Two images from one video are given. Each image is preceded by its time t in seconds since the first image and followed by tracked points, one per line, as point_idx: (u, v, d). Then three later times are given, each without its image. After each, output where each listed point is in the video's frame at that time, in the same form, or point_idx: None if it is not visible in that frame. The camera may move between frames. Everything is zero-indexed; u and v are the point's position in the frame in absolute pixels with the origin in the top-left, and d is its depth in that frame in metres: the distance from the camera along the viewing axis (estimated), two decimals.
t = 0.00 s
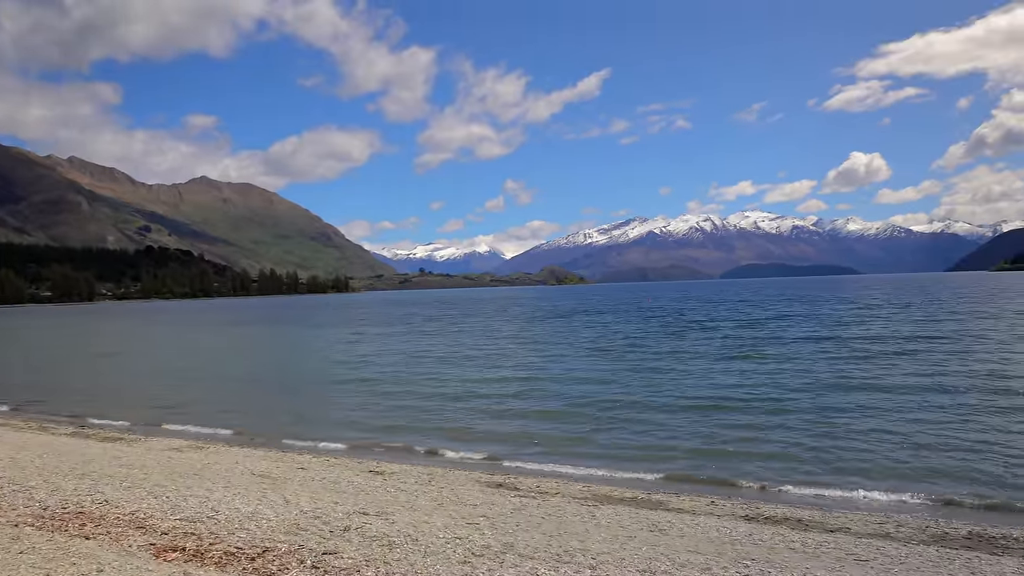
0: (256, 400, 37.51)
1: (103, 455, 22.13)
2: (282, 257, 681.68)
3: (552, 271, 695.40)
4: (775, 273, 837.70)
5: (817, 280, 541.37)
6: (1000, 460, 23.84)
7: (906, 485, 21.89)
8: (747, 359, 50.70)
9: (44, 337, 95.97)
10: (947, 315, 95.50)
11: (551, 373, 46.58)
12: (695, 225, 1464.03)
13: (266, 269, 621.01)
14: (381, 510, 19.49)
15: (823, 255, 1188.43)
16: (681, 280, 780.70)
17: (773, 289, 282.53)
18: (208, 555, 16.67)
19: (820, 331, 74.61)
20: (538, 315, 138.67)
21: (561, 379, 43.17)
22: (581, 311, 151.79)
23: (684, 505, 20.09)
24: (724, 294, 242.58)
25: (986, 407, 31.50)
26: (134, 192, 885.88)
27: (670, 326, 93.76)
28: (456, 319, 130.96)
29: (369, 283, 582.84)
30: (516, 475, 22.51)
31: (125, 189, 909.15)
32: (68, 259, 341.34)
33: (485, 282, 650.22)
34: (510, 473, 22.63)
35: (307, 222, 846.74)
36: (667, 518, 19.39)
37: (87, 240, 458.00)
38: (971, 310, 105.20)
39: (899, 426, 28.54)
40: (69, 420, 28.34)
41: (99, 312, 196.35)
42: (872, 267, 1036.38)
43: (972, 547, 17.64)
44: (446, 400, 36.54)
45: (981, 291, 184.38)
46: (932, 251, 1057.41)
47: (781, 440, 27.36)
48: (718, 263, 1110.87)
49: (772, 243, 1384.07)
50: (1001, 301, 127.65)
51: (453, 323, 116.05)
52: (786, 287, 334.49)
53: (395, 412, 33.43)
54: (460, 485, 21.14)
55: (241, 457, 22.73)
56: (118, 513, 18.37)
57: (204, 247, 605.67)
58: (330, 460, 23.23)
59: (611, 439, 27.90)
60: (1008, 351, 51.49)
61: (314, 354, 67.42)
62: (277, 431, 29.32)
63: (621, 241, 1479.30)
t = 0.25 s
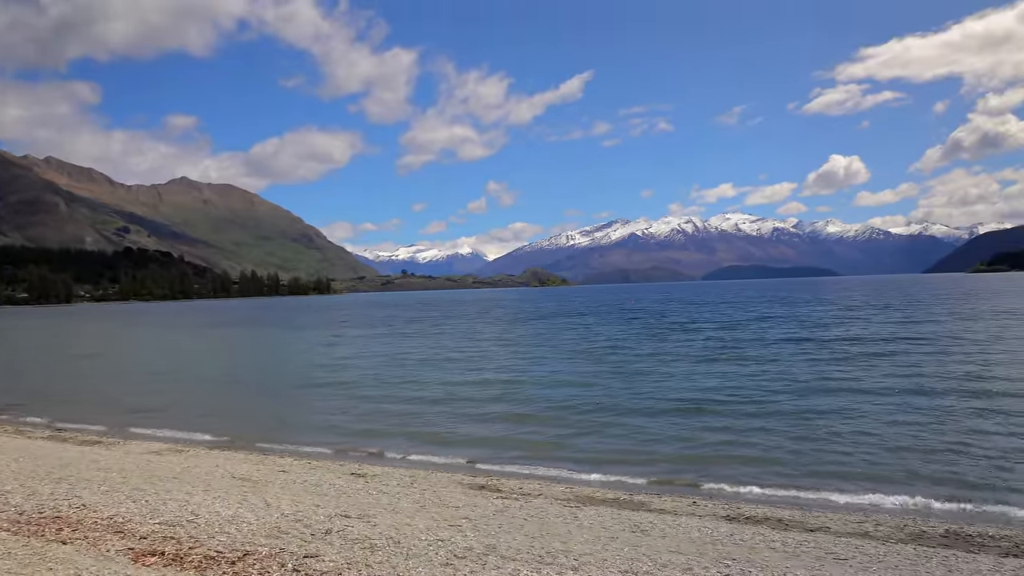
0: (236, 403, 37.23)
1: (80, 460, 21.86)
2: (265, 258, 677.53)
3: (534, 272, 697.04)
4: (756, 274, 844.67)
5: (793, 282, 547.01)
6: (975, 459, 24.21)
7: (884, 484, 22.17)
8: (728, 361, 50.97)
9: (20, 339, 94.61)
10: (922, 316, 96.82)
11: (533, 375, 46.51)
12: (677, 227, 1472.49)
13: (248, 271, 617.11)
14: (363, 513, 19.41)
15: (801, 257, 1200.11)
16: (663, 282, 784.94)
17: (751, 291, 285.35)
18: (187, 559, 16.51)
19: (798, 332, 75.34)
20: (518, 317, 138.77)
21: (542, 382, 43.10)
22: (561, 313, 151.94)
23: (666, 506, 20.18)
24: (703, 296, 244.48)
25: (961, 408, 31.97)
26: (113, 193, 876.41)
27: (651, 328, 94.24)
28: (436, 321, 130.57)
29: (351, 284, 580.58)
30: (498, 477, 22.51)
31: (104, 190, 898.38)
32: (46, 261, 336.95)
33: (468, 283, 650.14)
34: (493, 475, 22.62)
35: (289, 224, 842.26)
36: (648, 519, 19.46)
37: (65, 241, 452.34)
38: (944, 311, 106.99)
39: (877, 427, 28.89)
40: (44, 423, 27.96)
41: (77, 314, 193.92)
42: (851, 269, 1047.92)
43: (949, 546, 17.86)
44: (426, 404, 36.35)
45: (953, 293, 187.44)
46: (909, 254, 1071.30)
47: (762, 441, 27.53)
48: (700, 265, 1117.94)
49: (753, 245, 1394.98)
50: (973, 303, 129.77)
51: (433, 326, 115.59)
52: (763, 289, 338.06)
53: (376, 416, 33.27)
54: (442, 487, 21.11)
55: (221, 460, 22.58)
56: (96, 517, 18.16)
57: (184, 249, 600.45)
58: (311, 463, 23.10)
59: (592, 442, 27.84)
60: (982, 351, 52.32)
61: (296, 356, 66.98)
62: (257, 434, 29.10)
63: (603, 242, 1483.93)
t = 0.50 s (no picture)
0: (219, 405, 36.94)
1: (59, 462, 21.68)
2: (248, 258, 673.01)
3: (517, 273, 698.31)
4: (739, 275, 850.79)
5: (773, 283, 552.23)
6: (953, 459, 24.54)
7: (865, 484, 22.38)
8: (711, 362, 51.19)
9: None
10: (899, 317, 98.01)
11: (516, 377, 46.46)
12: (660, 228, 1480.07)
13: (231, 271, 613.10)
14: (346, 514, 19.34)
15: (782, 258, 1210.05)
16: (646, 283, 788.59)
17: (732, 292, 287.82)
18: (169, 562, 16.39)
19: (779, 333, 76.06)
20: (500, 318, 138.77)
21: (525, 384, 43.09)
22: (544, 314, 152.10)
23: (650, 506, 20.27)
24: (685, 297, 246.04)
25: (939, 408, 32.39)
26: (94, 193, 866.89)
27: (633, 329, 94.57)
28: (419, 322, 130.24)
29: (335, 285, 578.07)
30: (480, 478, 22.49)
31: (84, 190, 887.72)
32: (24, 262, 332.73)
33: (452, 284, 649.88)
34: (476, 476, 22.56)
35: (273, 225, 837.46)
36: (632, 520, 19.55)
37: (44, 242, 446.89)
38: (921, 312, 108.45)
39: (857, 428, 29.17)
40: (23, 426, 27.66)
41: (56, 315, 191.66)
42: (832, 271, 1058.27)
43: (927, 543, 18.08)
44: (409, 406, 36.24)
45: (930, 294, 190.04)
46: (890, 255, 1083.54)
47: (744, 441, 27.66)
48: (683, 266, 1123.72)
49: (737, 246, 1404.43)
50: (949, 304, 131.67)
51: (415, 327, 115.13)
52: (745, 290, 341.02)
53: (359, 418, 33.11)
54: (426, 488, 21.08)
55: (203, 462, 22.42)
56: (75, 521, 17.98)
57: (166, 249, 595.32)
58: (294, 464, 23.00)
59: (575, 444, 27.83)
60: (960, 352, 53.06)
61: (280, 357, 66.61)
62: (237, 436, 28.88)
63: (588, 243, 1487.94)
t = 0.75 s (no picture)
0: (202, 405, 36.72)
1: (38, 463, 21.46)
2: (232, 257, 668.42)
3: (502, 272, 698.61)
4: (723, 275, 856.47)
5: (755, 283, 556.19)
6: (933, 458, 24.84)
7: (846, 483, 22.58)
8: (695, 363, 51.40)
9: None
10: (878, 318, 99.10)
11: (500, 378, 46.39)
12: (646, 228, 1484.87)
13: (215, 270, 608.66)
14: (329, 514, 19.29)
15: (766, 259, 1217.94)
16: (631, 283, 791.50)
17: (715, 292, 290.01)
18: (149, 563, 16.26)
19: (761, 334, 76.63)
20: (484, 318, 138.58)
21: (509, 385, 43.03)
22: (528, 314, 152.16)
23: (633, 505, 20.34)
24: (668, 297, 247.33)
25: (919, 409, 32.76)
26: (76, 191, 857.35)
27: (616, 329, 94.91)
28: (402, 322, 129.74)
29: (320, 284, 575.61)
30: (464, 478, 22.48)
31: (65, 187, 877.39)
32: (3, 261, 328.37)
33: (437, 283, 649.65)
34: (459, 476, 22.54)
35: (257, 224, 832.34)
36: (616, 519, 19.60)
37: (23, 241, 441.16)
38: (900, 313, 109.74)
39: (838, 428, 29.41)
40: None
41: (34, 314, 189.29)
42: (815, 271, 1067.62)
43: (906, 541, 18.27)
44: (393, 407, 36.08)
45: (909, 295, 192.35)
46: (872, 256, 1094.50)
47: (727, 441, 27.79)
48: (667, 267, 1129.50)
49: (721, 247, 1413.07)
50: (927, 305, 133.36)
51: (399, 326, 114.76)
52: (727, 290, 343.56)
53: (342, 418, 32.97)
54: (409, 487, 21.08)
55: (185, 462, 22.28)
56: (54, 522, 17.79)
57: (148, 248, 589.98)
58: (277, 464, 22.92)
59: (559, 445, 27.84)
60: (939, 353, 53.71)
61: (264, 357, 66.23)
62: (219, 437, 28.72)
63: (574, 243, 1489.55)
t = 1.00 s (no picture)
0: (183, 405, 36.38)
1: (15, 462, 21.19)
2: (214, 255, 662.90)
3: (486, 271, 697.83)
4: (707, 275, 860.35)
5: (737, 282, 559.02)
6: (915, 459, 25.00)
7: (828, 483, 22.69)
8: (679, 363, 51.43)
9: None
10: (859, 317, 99.83)
11: (484, 378, 46.11)
12: (631, 228, 1488.89)
13: (197, 267, 603.37)
14: (312, 513, 19.20)
15: (748, 258, 1224.93)
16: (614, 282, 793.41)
17: (698, 292, 291.67)
18: (129, 563, 16.12)
19: (743, 333, 76.94)
20: (466, 316, 138.26)
21: (491, 385, 42.88)
22: (510, 313, 151.78)
23: (615, 504, 20.40)
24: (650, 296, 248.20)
25: (903, 410, 32.87)
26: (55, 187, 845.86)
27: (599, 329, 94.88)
28: (383, 321, 129.00)
29: (303, 282, 572.32)
30: (447, 477, 22.44)
31: (44, 183, 865.43)
32: None
33: (421, 281, 648.22)
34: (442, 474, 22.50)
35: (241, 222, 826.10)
36: (598, 517, 19.65)
37: None
38: (880, 313, 110.69)
39: (823, 429, 29.46)
40: None
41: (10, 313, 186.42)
42: (798, 271, 1074.72)
43: (885, 539, 18.46)
44: (375, 406, 35.84)
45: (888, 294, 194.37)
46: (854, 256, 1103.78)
47: (710, 441, 27.83)
48: (652, 266, 1132.03)
49: (706, 246, 1418.95)
50: (907, 305, 134.59)
51: (381, 325, 114.09)
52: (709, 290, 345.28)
53: (325, 418, 32.64)
54: (392, 486, 21.05)
55: (165, 461, 22.12)
56: (31, 522, 17.59)
57: (129, 245, 583.66)
58: (259, 463, 22.78)
59: (541, 445, 27.76)
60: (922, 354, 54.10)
61: (247, 356, 65.69)
62: (199, 437, 28.42)
63: (559, 242, 1489.89)
